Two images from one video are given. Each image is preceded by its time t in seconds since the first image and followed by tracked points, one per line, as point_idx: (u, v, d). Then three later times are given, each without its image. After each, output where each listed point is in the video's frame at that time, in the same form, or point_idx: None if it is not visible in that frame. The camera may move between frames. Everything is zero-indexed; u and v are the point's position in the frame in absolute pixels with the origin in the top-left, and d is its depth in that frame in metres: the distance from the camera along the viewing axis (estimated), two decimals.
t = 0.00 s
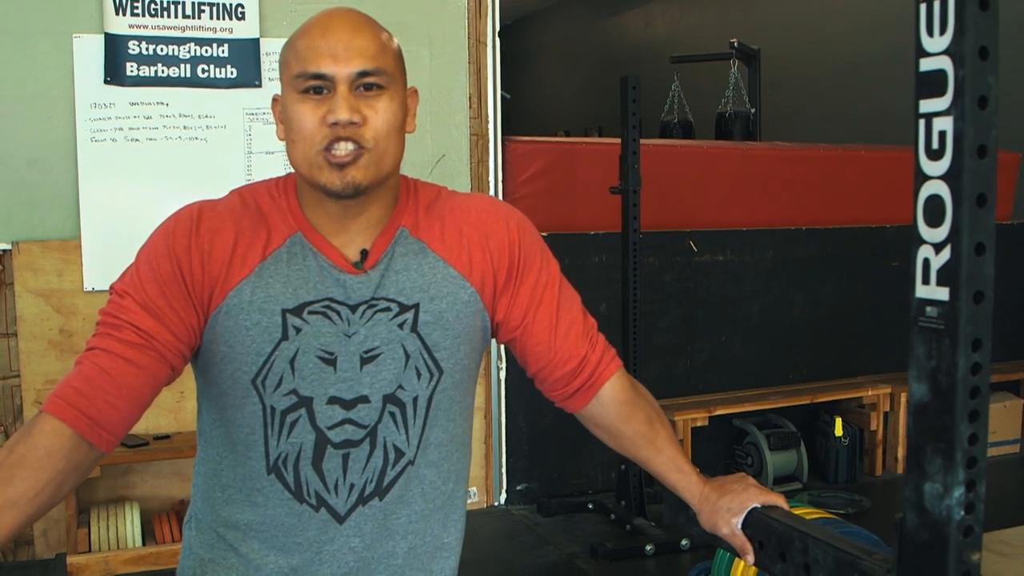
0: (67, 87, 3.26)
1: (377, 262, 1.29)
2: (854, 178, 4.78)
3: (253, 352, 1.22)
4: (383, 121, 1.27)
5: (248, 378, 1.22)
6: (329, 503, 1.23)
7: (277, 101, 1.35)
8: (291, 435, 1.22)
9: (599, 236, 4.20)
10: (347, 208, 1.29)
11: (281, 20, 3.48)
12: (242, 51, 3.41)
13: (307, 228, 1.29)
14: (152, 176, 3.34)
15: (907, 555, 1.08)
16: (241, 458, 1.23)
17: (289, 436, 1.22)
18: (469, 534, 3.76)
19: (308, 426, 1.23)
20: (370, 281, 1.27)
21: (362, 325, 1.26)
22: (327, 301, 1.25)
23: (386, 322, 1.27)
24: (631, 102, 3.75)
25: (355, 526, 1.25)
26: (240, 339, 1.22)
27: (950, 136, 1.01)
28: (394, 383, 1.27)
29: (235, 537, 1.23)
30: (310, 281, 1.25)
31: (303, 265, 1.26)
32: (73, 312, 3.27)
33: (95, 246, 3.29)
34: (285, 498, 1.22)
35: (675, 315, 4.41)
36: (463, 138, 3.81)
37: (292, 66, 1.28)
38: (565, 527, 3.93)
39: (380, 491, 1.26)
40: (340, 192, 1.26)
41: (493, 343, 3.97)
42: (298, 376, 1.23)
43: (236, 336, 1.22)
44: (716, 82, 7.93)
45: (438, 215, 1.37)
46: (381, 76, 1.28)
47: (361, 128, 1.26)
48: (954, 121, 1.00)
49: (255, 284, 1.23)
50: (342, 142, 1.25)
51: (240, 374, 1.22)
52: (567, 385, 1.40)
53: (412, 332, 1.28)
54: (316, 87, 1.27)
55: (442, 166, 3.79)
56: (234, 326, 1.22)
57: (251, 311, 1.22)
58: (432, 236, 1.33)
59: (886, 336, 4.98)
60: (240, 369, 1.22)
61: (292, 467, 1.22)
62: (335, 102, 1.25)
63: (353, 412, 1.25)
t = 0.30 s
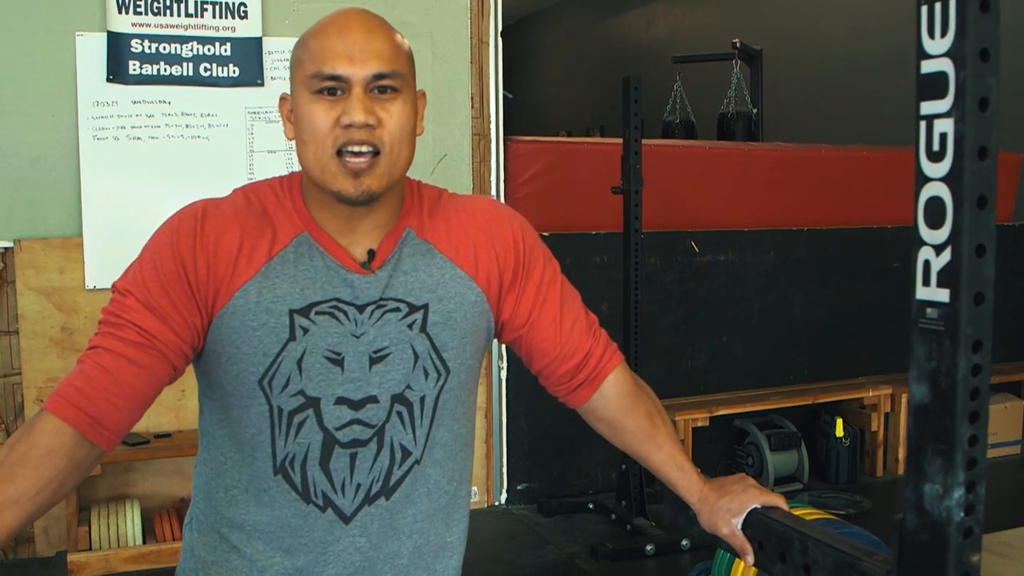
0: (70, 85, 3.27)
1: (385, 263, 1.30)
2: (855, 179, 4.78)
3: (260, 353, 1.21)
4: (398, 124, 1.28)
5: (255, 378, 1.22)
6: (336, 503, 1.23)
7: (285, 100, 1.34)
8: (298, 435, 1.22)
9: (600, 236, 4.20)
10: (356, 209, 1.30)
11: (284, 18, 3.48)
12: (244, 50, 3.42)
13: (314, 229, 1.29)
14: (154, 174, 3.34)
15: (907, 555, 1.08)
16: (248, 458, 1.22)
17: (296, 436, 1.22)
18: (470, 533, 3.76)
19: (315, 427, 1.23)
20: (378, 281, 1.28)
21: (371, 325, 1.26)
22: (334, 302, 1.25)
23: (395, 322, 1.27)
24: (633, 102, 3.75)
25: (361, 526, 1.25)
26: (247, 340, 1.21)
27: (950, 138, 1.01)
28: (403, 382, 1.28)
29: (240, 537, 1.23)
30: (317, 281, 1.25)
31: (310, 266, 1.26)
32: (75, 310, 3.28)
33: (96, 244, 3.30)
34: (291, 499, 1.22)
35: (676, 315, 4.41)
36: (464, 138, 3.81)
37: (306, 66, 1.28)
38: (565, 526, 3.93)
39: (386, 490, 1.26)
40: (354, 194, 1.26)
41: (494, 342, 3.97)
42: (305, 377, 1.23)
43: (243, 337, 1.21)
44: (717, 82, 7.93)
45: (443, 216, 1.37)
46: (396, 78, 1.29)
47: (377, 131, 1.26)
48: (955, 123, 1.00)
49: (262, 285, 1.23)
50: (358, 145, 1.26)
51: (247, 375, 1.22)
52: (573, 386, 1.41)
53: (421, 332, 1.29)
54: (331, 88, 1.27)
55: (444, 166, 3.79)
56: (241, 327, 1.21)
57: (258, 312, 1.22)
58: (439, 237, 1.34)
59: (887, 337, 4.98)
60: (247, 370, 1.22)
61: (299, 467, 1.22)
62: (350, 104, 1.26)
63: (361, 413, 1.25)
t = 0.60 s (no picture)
0: (70, 92, 3.28)
1: (385, 268, 1.30)
2: (854, 180, 4.78)
3: (262, 359, 1.22)
4: (403, 127, 1.28)
5: (258, 384, 1.22)
6: (341, 508, 1.24)
7: (287, 106, 1.34)
8: (303, 440, 1.23)
9: (600, 239, 4.20)
10: (359, 214, 1.30)
11: (283, 24, 3.49)
12: (244, 55, 3.42)
13: (315, 235, 1.29)
14: (153, 180, 3.35)
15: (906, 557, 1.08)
16: (252, 463, 1.23)
17: (300, 441, 1.23)
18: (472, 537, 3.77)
19: (319, 431, 1.23)
20: (380, 286, 1.28)
21: (374, 329, 1.26)
22: (336, 307, 1.26)
23: (398, 326, 1.28)
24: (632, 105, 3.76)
25: (367, 531, 1.25)
26: (249, 346, 1.22)
27: (947, 141, 1.01)
28: (406, 386, 1.28)
29: (246, 543, 1.23)
30: (318, 287, 1.26)
31: (311, 271, 1.26)
32: (76, 316, 3.28)
33: (97, 250, 3.30)
34: (297, 503, 1.23)
35: (676, 317, 4.42)
36: (463, 141, 3.82)
37: (310, 71, 1.28)
38: (567, 529, 3.93)
39: (391, 495, 1.26)
40: (362, 199, 1.27)
41: (495, 346, 3.98)
42: (308, 382, 1.23)
43: (245, 343, 1.22)
44: (717, 84, 7.93)
45: (443, 222, 1.38)
46: (399, 82, 1.29)
47: (383, 135, 1.26)
48: (951, 126, 1.01)
49: (262, 292, 1.23)
50: (364, 148, 1.26)
51: (250, 381, 1.22)
52: (575, 388, 1.41)
53: (423, 336, 1.29)
54: (336, 93, 1.27)
55: (443, 170, 3.79)
56: (242, 333, 1.22)
57: (260, 318, 1.22)
58: (440, 241, 1.34)
59: (888, 338, 4.98)
60: (250, 376, 1.22)
61: (304, 472, 1.23)
62: (356, 108, 1.26)
63: (365, 417, 1.26)
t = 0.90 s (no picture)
0: (69, 95, 3.28)
1: (379, 268, 1.31)
2: (853, 179, 4.79)
3: (258, 360, 1.22)
4: (382, 127, 1.29)
5: (254, 384, 1.23)
6: (338, 507, 1.24)
7: (274, 109, 1.35)
8: (299, 438, 1.23)
9: (599, 239, 4.20)
10: (348, 214, 1.31)
11: (281, 26, 3.50)
12: (243, 58, 3.43)
13: (309, 236, 1.30)
14: (153, 182, 3.35)
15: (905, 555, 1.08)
16: (250, 462, 1.23)
17: (297, 439, 1.23)
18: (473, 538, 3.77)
19: (315, 429, 1.24)
20: (374, 286, 1.29)
21: (369, 329, 1.27)
22: (330, 306, 1.26)
23: (394, 326, 1.28)
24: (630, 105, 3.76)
25: (365, 529, 1.26)
26: (245, 347, 1.22)
27: (942, 139, 1.02)
28: (401, 385, 1.28)
29: (244, 540, 1.24)
30: (312, 287, 1.26)
31: (305, 272, 1.27)
32: (76, 319, 3.28)
33: (97, 254, 3.30)
34: (294, 501, 1.23)
35: (676, 317, 4.42)
36: (462, 143, 3.82)
37: (290, 74, 1.29)
38: (568, 529, 3.93)
39: (389, 494, 1.27)
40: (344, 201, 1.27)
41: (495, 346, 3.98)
42: (304, 381, 1.24)
43: (241, 344, 1.22)
44: (716, 83, 7.93)
45: (437, 223, 1.38)
46: (377, 82, 1.30)
47: (362, 136, 1.27)
48: (946, 124, 1.01)
49: (257, 293, 1.24)
50: (345, 150, 1.27)
51: (247, 381, 1.23)
52: (568, 386, 1.41)
53: (418, 336, 1.30)
54: (317, 95, 1.28)
55: (442, 171, 3.80)
56: (238, 334, 1.22)
57: (255, 319, 1.23)
58: (433, 243, 1.35)
59: (888, 336, 4.98)
60: (247, 376, 1.23)
61: (301, 469, 1.23)
62: (335, 110, 1.27)
63: (360, 414, 1.26)
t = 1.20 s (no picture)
0: (69, 94, 3.28)
1: (377, 266, 1.31)
2: (852, 180, 4.79)
3: (256, 358, 1.22)
4: (381, 128, 1.29)
5: (252, 383, 1.23)
6: (336, 502, 1.24)
7: (270, 113, 1.35)
8: (298, 434, 1.23)
9: (598, 240, 4.20)
10: (347, 214, 1.31)
11: (281, 26, 3.51)
12: (242, 58, 3.43)
13: (307, 235, 1.30)
14: (152, 181, 3.35)
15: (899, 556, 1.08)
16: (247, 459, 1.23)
17: (296, 435, 1.23)
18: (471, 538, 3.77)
19: (314, 425, 1.24)
20: (371, 285, 1.29)
21: (367, 327, 1.27)
22: (327, 305, 1.26)
23: (391, 323, 1.29)
24: (630, 106, 3.76)
25: (363, 524, 1.26)
26: (243, 345, 1.22)
27: (938, 141, 1.02)
28: (399, 382, 1.29)
29: (244, 537, 1.24)
30: (310, 287, 1.27)
31: (302, 272, 1.27)
32: (75, 318, 3.28)
33: (96, 253, 3.31)
34: (292, 497, 1.23)
35: (675, 318, 4.42)
36: (461, 143, 3.82)
37: (288, 79, 1.29)
38: (566, 530, 3.94)
39: (386, 488, 1.27)
40: (346, 204, 1.27)
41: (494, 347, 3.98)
42: (302, 378, 1.24)
43: (239, 343, 1.23)
44: (715, 85, 7.94)
45: (433, 220, 1.39)
46: (375, 84, 1.30)
47: (363, 137, 1.27)
48: (942, 126, 1.01)
49: (255, 292, 1.24)
50: (346, 152, 1.27)
51: (244, 380, 1.23)
52: (566, 384, 1.42)
53: (415, 333, 1.30)
54: (314, 98, 1.28)
55: (441, 171, 3.80)
56: (236, 333, 1.22)
57: (253, 318, 1.23)
58: (430, 241, 1.35)
59: (886, 338, 4.99)
60: (245, 375, 1.23)
61: (300, 465, 1.23)
62: (335, 114, 1.27)
63: (358, 411, 1.26)
